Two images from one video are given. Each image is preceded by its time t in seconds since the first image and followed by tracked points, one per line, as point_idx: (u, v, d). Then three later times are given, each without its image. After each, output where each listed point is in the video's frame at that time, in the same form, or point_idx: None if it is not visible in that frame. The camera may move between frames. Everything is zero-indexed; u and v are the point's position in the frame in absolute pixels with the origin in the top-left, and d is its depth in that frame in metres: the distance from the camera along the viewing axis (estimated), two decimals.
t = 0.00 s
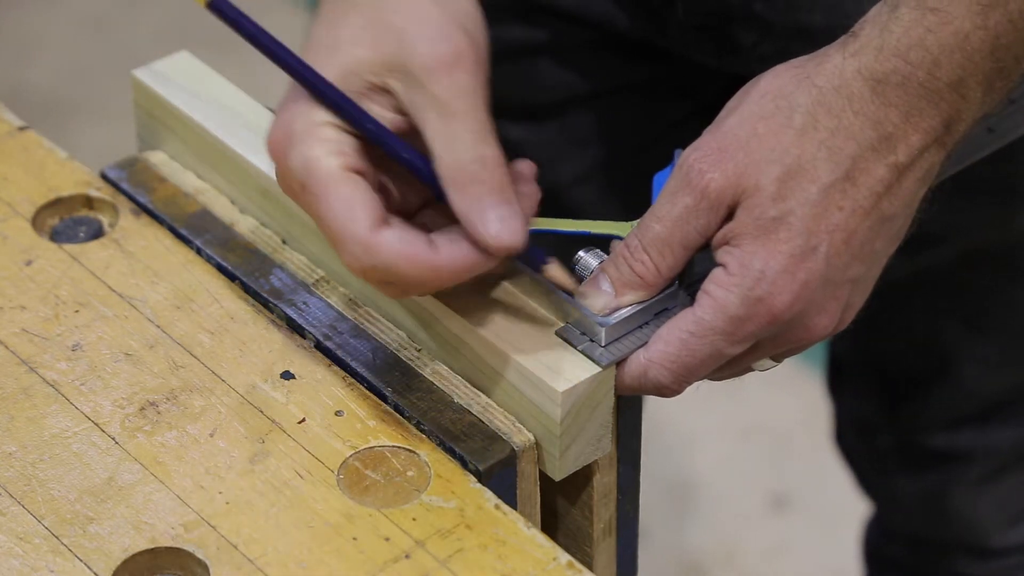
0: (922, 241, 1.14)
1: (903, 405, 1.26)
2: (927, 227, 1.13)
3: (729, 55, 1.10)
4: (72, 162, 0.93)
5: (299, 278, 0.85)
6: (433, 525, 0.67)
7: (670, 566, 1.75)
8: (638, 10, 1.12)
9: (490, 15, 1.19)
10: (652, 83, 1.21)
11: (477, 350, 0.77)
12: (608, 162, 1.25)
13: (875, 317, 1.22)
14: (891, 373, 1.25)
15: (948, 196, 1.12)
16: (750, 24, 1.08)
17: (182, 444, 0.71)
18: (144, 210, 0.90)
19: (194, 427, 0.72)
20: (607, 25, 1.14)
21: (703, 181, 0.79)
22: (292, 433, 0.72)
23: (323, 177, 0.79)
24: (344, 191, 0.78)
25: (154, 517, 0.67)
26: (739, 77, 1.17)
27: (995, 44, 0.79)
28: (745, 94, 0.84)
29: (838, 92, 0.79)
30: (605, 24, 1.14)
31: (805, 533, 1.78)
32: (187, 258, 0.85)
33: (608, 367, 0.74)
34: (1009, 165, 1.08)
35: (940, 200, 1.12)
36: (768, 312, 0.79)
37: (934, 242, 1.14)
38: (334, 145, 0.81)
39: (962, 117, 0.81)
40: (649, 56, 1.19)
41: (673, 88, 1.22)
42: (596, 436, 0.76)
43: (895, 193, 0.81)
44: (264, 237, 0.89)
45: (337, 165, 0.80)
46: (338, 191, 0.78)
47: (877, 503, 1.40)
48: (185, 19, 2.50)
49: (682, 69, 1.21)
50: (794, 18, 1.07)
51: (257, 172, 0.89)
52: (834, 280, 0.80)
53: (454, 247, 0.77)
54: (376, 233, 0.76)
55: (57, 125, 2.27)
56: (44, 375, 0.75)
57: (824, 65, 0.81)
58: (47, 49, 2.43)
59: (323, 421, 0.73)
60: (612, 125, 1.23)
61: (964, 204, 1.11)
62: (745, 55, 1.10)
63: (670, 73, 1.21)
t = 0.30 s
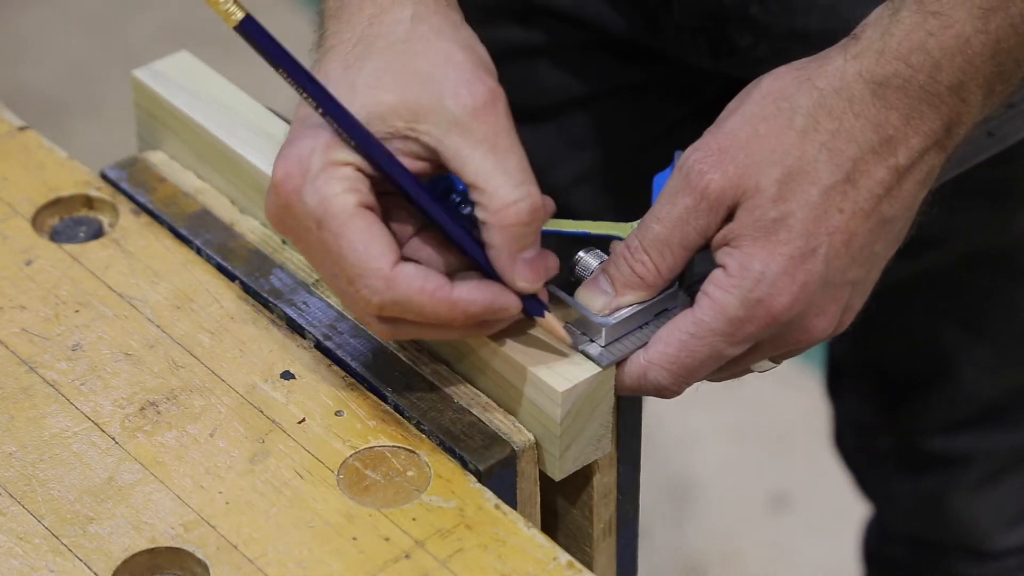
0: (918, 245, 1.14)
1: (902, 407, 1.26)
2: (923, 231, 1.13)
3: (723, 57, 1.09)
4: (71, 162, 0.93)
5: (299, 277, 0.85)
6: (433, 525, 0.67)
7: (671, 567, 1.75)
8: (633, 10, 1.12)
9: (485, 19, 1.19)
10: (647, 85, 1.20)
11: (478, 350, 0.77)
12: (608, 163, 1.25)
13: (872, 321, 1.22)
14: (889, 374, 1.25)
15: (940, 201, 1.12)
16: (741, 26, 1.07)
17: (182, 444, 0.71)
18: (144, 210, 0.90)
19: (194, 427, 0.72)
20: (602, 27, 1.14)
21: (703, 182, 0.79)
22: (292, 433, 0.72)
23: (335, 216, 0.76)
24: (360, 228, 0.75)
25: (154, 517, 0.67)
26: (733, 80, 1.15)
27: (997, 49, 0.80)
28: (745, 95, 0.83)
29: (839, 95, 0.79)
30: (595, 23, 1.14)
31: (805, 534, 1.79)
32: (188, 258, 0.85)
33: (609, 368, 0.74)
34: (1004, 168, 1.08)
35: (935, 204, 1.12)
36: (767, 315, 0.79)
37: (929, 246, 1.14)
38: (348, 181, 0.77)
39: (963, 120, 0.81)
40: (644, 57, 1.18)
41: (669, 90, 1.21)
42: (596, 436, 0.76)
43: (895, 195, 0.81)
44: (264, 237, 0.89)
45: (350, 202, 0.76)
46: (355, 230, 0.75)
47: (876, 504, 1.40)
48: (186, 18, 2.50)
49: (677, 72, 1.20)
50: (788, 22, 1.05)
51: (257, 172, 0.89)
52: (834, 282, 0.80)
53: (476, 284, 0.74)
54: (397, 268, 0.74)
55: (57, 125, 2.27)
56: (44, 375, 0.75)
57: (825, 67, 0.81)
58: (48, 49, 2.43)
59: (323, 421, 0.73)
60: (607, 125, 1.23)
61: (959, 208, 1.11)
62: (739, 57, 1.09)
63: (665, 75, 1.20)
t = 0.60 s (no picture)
0: (915, 246, 1.14)
1: (903, 407, 1.26)
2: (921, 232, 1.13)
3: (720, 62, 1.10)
4: (72, 162, 0.93)
5: (299, 278, 0.85)
6: (433, 525, 0.67)
7: (671, 567, 1.75)
8: (630, 12, 1.12)
9: (483, 20, 1.19)
10: (643, 87, 1.20)
11: (477, 350, 0.77)
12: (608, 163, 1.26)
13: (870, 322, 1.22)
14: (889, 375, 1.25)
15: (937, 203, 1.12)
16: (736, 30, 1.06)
17: (182, 444, 0.71)
18: (144, 210, 0.90)
19: (194, 427, 0.72)
20: (597, 29, 1.14)
21: (703, 182, 0.79)
22: (292, 433, 0.72)
23: (348, 213, 0.75)
24: (375, 223, 0.75)
25: (154, 517, 0.67)
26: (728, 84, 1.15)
27: (997, 50, 0.80)
28: (745, 97, 0.83)
29: (840, 96, 0.79)
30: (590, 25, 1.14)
31: (806, 534, 1.79)
32: (188, 258, 0.85)
33: (609, 368, 0.74)
34: (1001, 171, 1.08)
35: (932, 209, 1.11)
36: (767, 316, 0.79)
37: (927, 247, 1.14)
38: (359, 180, 0.77)
39: (963, 122, 0.81)
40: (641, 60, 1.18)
41: (665, 93, 1.21)
42: (596, 436, 0.76)
43: (895, 197, 0.81)
44: (264, 237, 0.89)
45: (363, 199, 0.76)
46: (369, 226, 0.75)
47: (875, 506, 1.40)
48: (187, 19, 2.50)
49: (674, 75, 1.19)
50: (786, 27, 1.04)
51: (257, 172, 0.89)
52: (834, 283, 0.80)
53: (495, 282, 0.75)
54: (416, 259, 0.74)
55: (57, 125, 2.27)
56: (44, 375, 0.75)
57: (826, 68, 0.81)
58: (48, 49, 2.44)
59: (323, 421, 0.73)
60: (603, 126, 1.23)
61: (959, 212, 1.11)
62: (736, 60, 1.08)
63: (661, 78, 1.20)
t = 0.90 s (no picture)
0: (912, 246, 1.15)
1: (903, 408, 1.26)
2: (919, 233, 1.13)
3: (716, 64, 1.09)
4: (72, 162, 0.93)
5: (299, 277, 0.85)
6: (433, 525, 0.67)
7: (671, 568, 1.75)
8: (627, 13, 1.12)
9: (484, 20, 1.20)
10: (639, 89, 1.20)
11: (476, 350, 0.77)
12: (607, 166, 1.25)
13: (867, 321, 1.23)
14: (889, 376, 1.25)
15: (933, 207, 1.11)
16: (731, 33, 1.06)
17: (182, 444, 0.71)
18: (144, 210, 0.90)
19: (194, 427, 0.72)
20: (595, 29, 1.14)
21: (703, 182, 0.79)
22: (292, 433, 0.72)
23: (350, 216, 0.76)
24: (378, 226, 0.75)
25: (154, 517, 0.67)
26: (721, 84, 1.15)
27: (997, 49, 0.80)
28: (745, 97, 0.83)
29: (839, 96, 0.79)
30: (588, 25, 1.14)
31: (806, 534, 1.79)
32: (188, 258, 0.85)
33: (608, 368, 0.74)
34: (999, 173, 1.08)
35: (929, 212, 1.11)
36: (768, 315, 0.79)
37: (925, 247, 1.14)
38: (361, 183, 0.77)
39: (962, 122, 0.81)
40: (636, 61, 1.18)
41: (660, 95, 1.20)
42: (596, 436, 0.76)
43: (895, 197, 0.81)
44: (264, 237, 0.89)
45: (364, 202, 0.76)
46: (371, 229, 0.75)
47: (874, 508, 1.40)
48: (186, 19, 2.50)
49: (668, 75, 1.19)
50: (782, 27, 1.05)
51: (257, 171, 0.89)
52: (834, 283, 0.80)
53: (496, 282, 0.75)
54: (419, 262, 0.74)
55: (58, 125, 2.27)
56: (44, 375, 0.75)
57: (826, 68, 0.81)
58: (47, 49, 2.44)
59: (323, 421, 0.73)
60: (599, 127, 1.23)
61: (960, 215, 1.11)
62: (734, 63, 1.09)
63: (656, 79, 1.19)
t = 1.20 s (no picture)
0: (909, 247, 1.15)
1: (902, 407, 1.25)
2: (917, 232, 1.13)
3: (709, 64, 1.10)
4: (72, 162, 0.93)
5: (299, 278, 0.85)
6: (433, 525, 0.67)
7: (671, 568, 1.75)
8: (621, 11, 1.12)
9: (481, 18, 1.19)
10: (633, 87, 1.20)
11: (476, 350, 0.77)
12: (604, 165, 1.25)
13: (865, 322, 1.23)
14: (887, 376, 1.25)
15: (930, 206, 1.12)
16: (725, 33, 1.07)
17: (182, 444, 0.71)
18: (144, 210, 0.90)
19: (194, 427, 0.72)
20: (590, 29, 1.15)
21: (702, 183, 0.79)
22: (292, 433, 0.72)
23: (362, 221, 0.76)
24: (392, 230, 0.76)
25: (154, 517, 0.67)
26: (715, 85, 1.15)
27: (994, 49, 0.80)
28: (745, 96, 0.83)
29: (838, 96, 0.79)
30: (586, 25, 1.14)
31: (806, 533, 1.79)
32: (187, 258, 0.85)
33: (608, 368, 0.74)
34: (995, 171, 1.08)
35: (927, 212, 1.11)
36: (768, 315, 0.79)
37: (922, 247, 1.14)
38: (369, 187, 0.77)
39: (961, 121, 0.81)
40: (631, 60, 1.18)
41: (654, 93, 1.21)
42: (596, 436, 0.76)
43: (895, 197, 0.81)
44: (264, 237, 0.89)
45: (376, 206, 0.76)
46: (385, 233, 0.76)
47: (873, 510, 1.41)
48: (186, 18, 2.50)
49: (662, 74, 1.19)
50: (775, 25, 1.05)
51: (257, 171, 0.89)
52: (834, 283, 0.80)
53: (508, 297, 0.74)
54: (432, 264, 0.75)
55: (59, 126, 2.27)
56: (44, 375, 0.75)
57: (825, 69, 0.81)
58: (48, 49, 2.44)
59: (322, 421, 0.73)
60: (597, 126, 1.23)
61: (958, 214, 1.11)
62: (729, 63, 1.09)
63: (649, 78, 1.19)
